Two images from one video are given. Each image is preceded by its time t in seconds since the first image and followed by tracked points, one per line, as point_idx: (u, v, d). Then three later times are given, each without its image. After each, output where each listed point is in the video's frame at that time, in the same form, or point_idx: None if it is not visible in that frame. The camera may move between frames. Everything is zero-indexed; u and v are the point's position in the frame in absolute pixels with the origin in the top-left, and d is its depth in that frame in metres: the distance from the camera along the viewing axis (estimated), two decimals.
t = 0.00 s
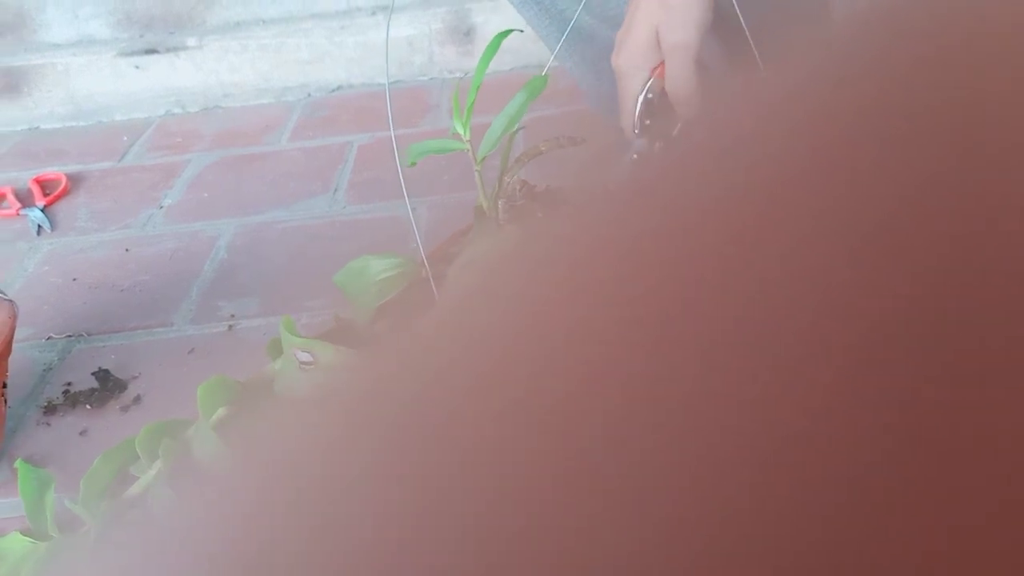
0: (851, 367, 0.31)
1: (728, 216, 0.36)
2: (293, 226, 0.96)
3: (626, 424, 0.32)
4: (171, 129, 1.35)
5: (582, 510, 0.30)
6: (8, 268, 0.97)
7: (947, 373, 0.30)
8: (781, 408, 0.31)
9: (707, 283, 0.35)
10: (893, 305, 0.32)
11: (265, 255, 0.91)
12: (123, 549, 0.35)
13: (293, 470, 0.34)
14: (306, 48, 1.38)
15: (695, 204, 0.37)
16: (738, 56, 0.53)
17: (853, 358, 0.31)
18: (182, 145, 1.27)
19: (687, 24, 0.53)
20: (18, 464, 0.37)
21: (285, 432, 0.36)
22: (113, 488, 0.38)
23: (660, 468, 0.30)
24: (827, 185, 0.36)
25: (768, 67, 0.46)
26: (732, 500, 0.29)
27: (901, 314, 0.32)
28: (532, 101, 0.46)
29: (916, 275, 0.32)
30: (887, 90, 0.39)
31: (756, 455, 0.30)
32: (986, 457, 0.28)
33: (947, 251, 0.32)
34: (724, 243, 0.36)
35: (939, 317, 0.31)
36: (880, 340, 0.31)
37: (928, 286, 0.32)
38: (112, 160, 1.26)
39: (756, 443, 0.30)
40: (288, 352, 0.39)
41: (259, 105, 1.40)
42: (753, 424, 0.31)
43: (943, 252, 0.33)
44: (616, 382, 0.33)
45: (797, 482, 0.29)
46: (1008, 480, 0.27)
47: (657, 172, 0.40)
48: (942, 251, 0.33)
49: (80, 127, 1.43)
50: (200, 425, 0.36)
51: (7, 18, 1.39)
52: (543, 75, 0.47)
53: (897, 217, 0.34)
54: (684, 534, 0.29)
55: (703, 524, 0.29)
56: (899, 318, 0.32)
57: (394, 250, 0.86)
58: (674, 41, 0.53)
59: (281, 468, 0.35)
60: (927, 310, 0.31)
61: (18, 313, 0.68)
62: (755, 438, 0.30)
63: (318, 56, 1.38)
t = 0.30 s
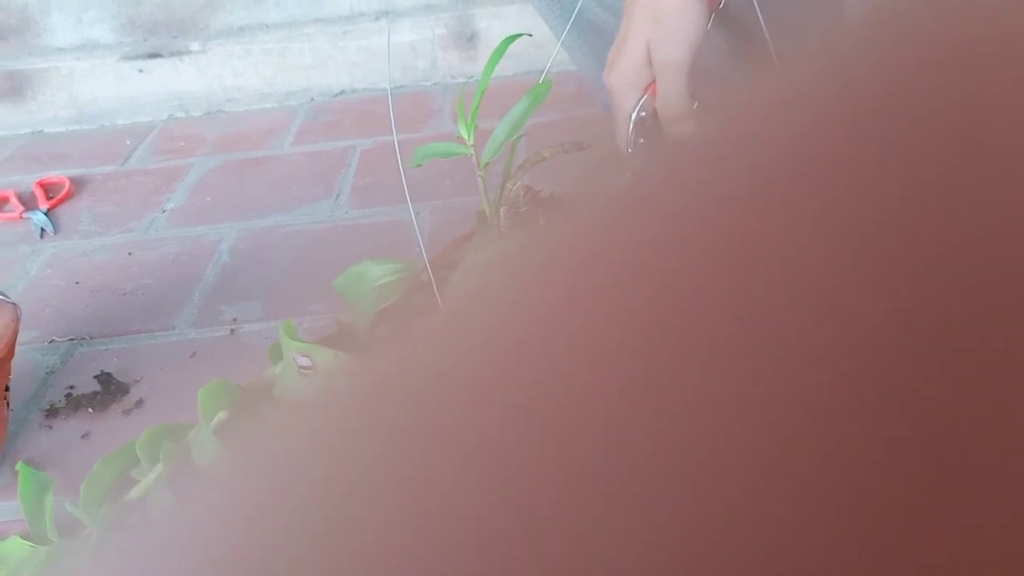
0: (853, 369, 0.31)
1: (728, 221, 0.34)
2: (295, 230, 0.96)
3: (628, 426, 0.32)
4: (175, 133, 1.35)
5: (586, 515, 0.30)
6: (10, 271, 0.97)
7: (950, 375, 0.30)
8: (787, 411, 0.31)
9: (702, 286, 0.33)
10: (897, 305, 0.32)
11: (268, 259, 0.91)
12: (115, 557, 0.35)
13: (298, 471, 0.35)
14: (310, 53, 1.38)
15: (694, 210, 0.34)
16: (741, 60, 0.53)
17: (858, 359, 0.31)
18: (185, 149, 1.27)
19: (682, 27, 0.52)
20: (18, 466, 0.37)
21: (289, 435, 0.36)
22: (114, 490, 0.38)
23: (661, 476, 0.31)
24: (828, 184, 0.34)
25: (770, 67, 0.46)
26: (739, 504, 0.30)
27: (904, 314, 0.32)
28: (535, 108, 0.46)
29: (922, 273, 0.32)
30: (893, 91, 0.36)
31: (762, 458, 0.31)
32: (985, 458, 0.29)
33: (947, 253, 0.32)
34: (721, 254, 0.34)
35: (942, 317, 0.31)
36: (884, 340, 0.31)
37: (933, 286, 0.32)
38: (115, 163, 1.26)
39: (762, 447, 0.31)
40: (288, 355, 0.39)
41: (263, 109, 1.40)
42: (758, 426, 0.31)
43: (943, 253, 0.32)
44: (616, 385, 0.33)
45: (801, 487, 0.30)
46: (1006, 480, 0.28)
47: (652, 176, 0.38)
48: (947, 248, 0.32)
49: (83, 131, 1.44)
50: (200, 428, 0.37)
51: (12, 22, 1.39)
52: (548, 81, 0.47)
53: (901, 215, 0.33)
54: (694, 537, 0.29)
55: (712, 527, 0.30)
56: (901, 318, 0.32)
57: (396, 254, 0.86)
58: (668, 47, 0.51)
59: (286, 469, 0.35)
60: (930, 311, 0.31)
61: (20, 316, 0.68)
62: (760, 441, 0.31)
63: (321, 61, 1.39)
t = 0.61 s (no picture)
0: (852, 370, 0.31)
1: (727, 220, 0.35)
2: (293, 234, 0.96)
3: (629, 429, 0.32)
4: (173, 136, 1.36)
5: (585, 515, 0.30)
6: (8, 273, 0.97)
7: (949, 375, 0.30)
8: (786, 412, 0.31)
9: (703, 290, 0.34)
10: (895, 305, 0.32)
11: (265, 262, 0.91)
12: (114, 562, 0.35)
13: (303, 473, 0.35)
14: (308, 57, 1.39)
15: (694, 211, 0.36)
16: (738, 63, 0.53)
17: (856, 360, 0.31)
18: (183, 153, 1.27)
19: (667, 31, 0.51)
20: (13, 470, 0.37)
21: (289, 439, 0.37)
22: (110, 493, 0.38)
23: (660, 476, 0.31)
24: (828, 184, 0.35)
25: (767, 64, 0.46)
26: (738, 504, 0.30)
27: (903, 314, 0.32)
28: (533, 113, 0.46)
29: (920, 275, 0.32)
30: (897, 91, 0.38)
31: (761, 458, 0.30)
32: (986, 457, 0.29)
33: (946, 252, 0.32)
34: (722, 253, 0.34)
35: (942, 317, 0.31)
36: (883, 341, 0.31)
37: (931, 287, 0.32)
38: (113, 166, 1.26)
39: (762, 447, 0.31)
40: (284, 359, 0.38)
41: (261, 113, 1.41)
42: (757, 427, 0.31)
43: (942, 252, 0.32)
44: (616, 386, 0.33)
45: (800, 488, 0.29)
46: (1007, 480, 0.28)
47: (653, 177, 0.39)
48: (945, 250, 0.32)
49: (82, 134, 1.44)
50: (195, 432, 0.37)
51: (10, 25, 1.39)
52: (545, 86, 0.48)
53: (899, 217, 0.34)
54: (693, 538, 0.29)
55: (712, 528, 0.29)
56: (900, 319, 0.32)
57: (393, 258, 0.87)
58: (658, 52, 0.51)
59: (291, 471, 0.35)
60: (929, 310, 0.32)
61: (18, 319, 0.68)
62: (760, 442, 0.31)
63: (319, 65, 1.39)
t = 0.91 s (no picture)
0: (851, 370, 0.31)
1: (727, 221, 0.37)
2: (290, 235, 0.96)
3: (628, 430, 0.32)
4: (168, 137, 1.35)
5: (586, 515, 0.30)
6: (3, 274, 0.96)
7: (949, 374, 0.30)
8: (785, 411, 0.31)
9: (704, 289, 0.35)
10: (893, 307, 0.32)
11: (261, 264, 0.91)
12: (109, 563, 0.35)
13: (301, 474, 0.35)
14: (304, 58, 1.38)
15: (695, 213, 0.38)
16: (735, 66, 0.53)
17: (855, 362, 0.32)
18: (178, 154, 1.27)
19: None
20: (8, 471, 0.37)
21: (287, 440, 0.36)
22: (105, 495, 0.37)
23: (660, 476, 0.31)
24: (827, 193, 0.36)
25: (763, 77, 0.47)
26: (736, 503, 0.30)
27: (900, 316, 0.32)
28: (526, 115, 0.46)
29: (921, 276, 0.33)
30: (895, 92, 0.39)
31: (761, 457, 0.30)
32: (988, 456, 0.28)
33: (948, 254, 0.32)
34: (722, 253, 0.36)
35: (941, 319, 0.31)
36: (881, 344, 0.32)
37: (931, 289, 0.32)
38: (109, 167, 1.26)
39: (764, 446, 0.31)
40: (277, 362, 0.38)
41: (256, 114, 1.41)
42: (756, 427, 0.31)
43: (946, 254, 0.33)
44: (615, 386, 0.33)
45: (801, 488, 0.29)
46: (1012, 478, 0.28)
47: (650, 185, 0.40)
48: (943, 251, 0.32)
49: (77, 135, 1.43)
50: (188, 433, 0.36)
51: (6, 25, 1.38)
52: (538, 88, 0.47)
53: (906, 220, 0.34)
54: (694, 538, 0.29)
55: (713, 527, 0.29)
56: (897, 320, 0.32)
57: (389, 259, 0.86)
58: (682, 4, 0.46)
59: (289, 471, 0.35)
60: (926, 313, 0.32)
61: (13, 320, 0.68)
62: (761, 441, 0.31)
63: (315, 66, 1.39)
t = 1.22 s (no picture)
0: (850, 369, 0.32)
1: (727, 220, 0.35)
2: (295, 239, 0.97)
3: (627, 431, 0.32)
4: (175, 142, 1.36)
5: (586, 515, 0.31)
6: (11, 279, 0.97)
7: (946, 375, 0.30)
8: (785, 411, 0.31)
9: (698, 289, 0.34)
10: (891, 306, 0.33)
11: (266, 268, 0.91)
12: (116, 564, 0.36)
13: (305, 476, 0.35)
14: (310, 63, 1.39)
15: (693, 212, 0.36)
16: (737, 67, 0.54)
17: (853, 361, 0.32)
18: (185, 159, 1.28)
19: None
20: (15, 473, 0.37)
21: (291, 441, 0.37)
22: (114, 497, 0.38)
23: (660, 476, 0.31)
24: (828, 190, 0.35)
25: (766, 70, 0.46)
26: (735, 503, 0.30)
27: (898, 316, 0.32)
28: (529, 121, 0.47)
29: (919, 276, 0.33)
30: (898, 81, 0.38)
31: (760, 457, 0.31)
32: (985, 457, 0.29)
33: (947, 252, 0.33)
34: (722, 253, 0.35)
35: (938, 319, 0.32)
36: (879, 343, 0.32)
37: (927, 289, 0.32)
38: (115, 172, 1.27)
39: (763, 446, 0.31)
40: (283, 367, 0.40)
41: (262, 119, 1.42)
42: (756, 426, 0.31)
43: (942, 252, 0.33)
44: (610, 387, 0.34)
45: (799, 488, 0.30)
46: (1009, 478, 0.28)
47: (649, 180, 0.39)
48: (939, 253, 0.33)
49: (84, 140, 1.44)
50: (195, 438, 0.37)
51: (14, 31, 1.39)
52: (541, 94, 0.48)
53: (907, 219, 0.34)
54: (693, 539, 0.29)
55: (712, 528, 0.30)
56: (895, 319, 0.32)
57: (394, 263, 0.87)
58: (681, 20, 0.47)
59: (295, 473, 0.36)
60: (923, 312, 0.32)
61: (20, 325, 0.68)
62: (761, 440, 0.31)
63: (320, 71, 1.40)
